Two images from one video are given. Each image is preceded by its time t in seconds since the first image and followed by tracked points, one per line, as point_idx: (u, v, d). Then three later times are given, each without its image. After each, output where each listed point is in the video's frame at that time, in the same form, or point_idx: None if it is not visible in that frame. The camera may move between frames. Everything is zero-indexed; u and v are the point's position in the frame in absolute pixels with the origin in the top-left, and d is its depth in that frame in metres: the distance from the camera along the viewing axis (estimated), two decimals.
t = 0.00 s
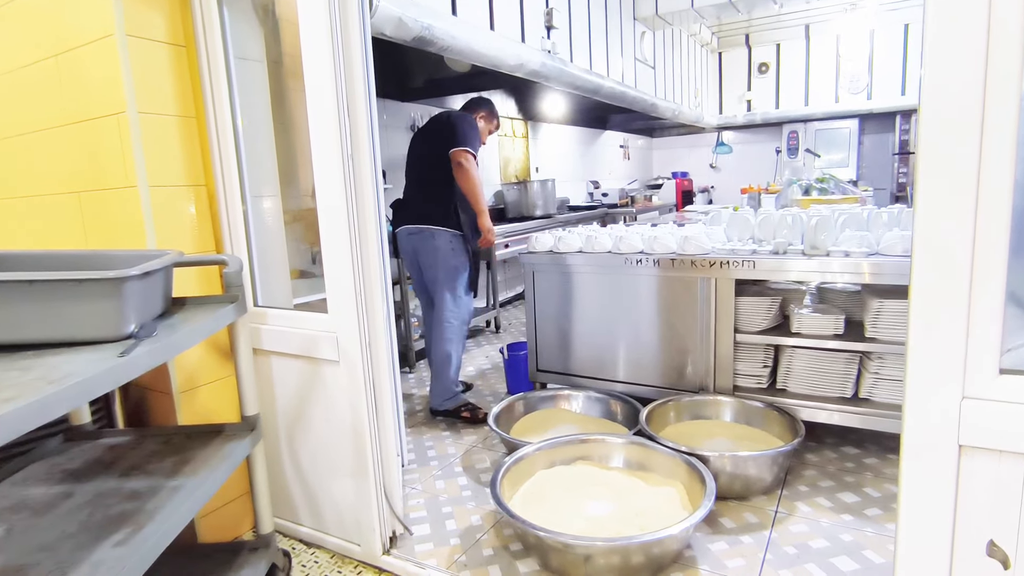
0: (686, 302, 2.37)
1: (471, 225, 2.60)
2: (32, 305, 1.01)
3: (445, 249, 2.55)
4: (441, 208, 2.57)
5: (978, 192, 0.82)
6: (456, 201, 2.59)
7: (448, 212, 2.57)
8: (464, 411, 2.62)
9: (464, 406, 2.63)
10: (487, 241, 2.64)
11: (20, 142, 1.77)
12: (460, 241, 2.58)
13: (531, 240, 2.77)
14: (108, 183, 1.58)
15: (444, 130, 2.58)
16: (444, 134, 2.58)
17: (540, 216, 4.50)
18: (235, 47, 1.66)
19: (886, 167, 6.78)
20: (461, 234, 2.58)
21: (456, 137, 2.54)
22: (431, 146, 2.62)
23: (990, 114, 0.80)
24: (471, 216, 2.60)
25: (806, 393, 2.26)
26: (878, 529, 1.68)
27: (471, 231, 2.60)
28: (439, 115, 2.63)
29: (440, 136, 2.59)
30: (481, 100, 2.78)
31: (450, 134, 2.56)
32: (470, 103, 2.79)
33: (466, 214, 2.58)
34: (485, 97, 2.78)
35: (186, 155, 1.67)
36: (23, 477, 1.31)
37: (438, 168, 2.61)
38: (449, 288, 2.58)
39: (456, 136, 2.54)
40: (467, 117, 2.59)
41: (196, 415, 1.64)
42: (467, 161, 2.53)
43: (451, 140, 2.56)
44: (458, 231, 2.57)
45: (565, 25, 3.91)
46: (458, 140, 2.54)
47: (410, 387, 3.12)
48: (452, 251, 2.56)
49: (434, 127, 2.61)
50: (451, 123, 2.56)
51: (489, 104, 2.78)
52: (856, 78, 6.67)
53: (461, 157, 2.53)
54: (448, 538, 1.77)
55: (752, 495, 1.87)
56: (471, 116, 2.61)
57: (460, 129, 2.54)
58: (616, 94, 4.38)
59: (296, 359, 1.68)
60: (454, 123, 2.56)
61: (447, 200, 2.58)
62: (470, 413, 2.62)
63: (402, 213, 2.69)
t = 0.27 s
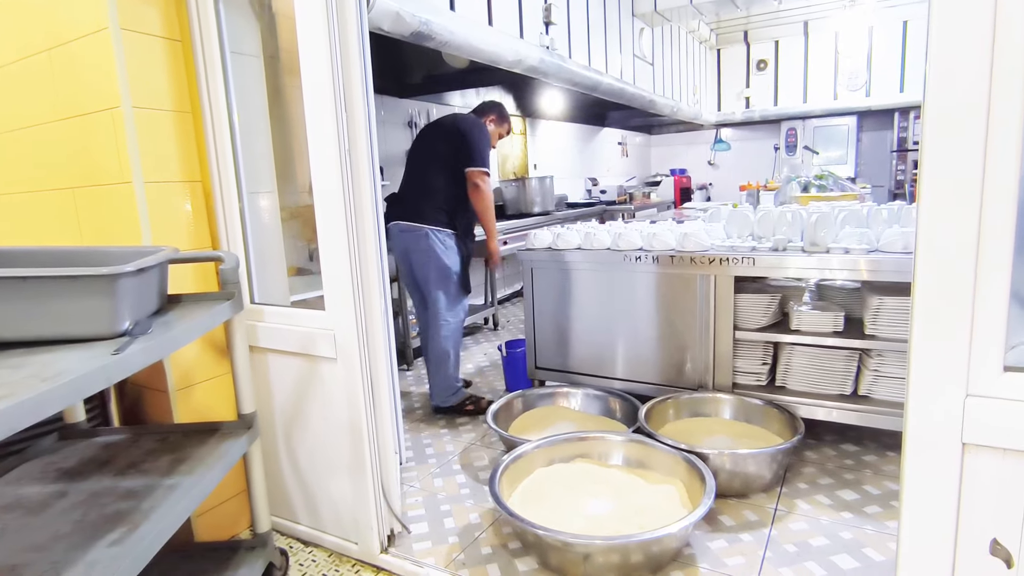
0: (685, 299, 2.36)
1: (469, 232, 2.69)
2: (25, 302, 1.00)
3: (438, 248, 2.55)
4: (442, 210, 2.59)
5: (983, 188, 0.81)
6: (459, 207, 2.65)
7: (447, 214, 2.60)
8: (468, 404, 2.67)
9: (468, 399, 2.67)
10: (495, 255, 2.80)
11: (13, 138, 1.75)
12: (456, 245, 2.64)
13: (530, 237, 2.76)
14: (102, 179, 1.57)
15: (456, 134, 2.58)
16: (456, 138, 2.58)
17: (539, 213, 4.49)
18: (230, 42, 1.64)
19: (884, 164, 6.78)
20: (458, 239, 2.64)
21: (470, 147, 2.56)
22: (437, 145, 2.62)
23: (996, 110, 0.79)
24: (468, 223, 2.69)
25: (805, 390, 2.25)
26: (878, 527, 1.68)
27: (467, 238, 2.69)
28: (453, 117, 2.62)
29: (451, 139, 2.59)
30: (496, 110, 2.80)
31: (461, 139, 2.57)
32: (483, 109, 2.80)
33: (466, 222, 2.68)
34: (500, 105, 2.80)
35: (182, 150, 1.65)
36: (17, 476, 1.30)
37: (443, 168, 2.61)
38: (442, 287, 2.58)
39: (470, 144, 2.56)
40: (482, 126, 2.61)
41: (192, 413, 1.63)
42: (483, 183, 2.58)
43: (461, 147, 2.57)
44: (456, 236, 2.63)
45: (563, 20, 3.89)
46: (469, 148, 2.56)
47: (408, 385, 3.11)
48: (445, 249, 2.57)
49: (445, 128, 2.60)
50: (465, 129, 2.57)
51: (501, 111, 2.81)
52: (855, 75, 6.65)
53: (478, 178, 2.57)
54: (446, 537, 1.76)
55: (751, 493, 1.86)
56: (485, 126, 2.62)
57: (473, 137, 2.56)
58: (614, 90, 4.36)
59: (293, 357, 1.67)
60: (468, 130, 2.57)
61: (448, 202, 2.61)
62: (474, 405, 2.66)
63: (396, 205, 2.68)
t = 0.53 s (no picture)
0: (685, 296, 2.35)
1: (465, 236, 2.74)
2: (17, 298, 0.98)
3: (436, 252, 2.56)
4: (446, 214, 2.60)
5: (990, 183, 0.80)
6: (462, 215, 2.68)
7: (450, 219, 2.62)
8: (480, 399, 2.73)
9: (480, 394, 2.74)
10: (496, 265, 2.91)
11: (6, 132, 1.73)
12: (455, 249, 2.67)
13: (529, 234, 2.75)
14: (97, 174, 1.55)
15: (477, 147, 2.57)
16: (476, 150, 2.58)
17: (537, 210, 4.47)
18: (226, 36, 1.62)
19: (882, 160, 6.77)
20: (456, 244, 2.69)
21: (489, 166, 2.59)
22: (452, 149, 2.59)
23: (1003, 104, 0.78)
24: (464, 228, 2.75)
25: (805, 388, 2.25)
26: (879, 525, 1.67)
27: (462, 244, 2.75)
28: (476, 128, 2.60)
29: (470, 150, 2.58)
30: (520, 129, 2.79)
31: (479, 153, 2.57)
32: (504, 124, 2.78)
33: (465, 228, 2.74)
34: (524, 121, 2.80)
35: (177, 145, 1.64)
36: (10, 475, 1.29)
37: (455, 173, 2.59)
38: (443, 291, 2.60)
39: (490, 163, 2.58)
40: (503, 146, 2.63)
41: (189, 410, 1.62)
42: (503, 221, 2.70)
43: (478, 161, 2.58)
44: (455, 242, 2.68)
45: (562, 16, 3.87)
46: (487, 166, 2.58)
47: (406, 382, 3.10)
48: (444, 253, 2.58)
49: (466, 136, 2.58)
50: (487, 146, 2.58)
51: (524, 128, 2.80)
52: (854, 71, 6.62)
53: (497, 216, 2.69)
54: (445, 535, 1.75)
55: (751, 491, 1.85)
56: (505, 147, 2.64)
57: (493, 156, 2.58)
58: (613, 87, 4.34)
59: (291, 354, 1.65)
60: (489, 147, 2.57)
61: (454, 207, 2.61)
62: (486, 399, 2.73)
63: (396, 196, 2.64)
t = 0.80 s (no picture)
0: (685, 292, 2.33)
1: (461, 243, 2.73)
2: (9, 294, 0.96)
3: (439, 253, 2.56)
4: (445, 221, 2.59)
5: (1001, 177, 0.78)
6: (461, 224, 2.67)
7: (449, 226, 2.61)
8: (480, 395, 2.72)
9: (480, 391, 2.73)
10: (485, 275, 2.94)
11: None
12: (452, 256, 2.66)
13: (529, 230, 2.72)
14: (92, 169, 1.53)
15: (488, 163, 2.55)
16: (485, 165, 2.56)
17: (537, 206, 4.45)
18: (223, 29, 1.60)
19: (882, 157, 6.73)
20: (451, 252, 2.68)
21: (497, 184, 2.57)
22: (460, 159, 2.57)
23: (1014, 96, 0.76)
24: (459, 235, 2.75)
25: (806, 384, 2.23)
26: (881, 522, 1.66)
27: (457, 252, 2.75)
28: (488, 145, 2.58)
29: (481, 165, 2.56)
30: (536, 151, 2.78)
31: (487, 168, 2.56)
32: (520, 143, 2.76)
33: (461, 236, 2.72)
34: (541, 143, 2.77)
35: (173, 140, 1.62)
36: (4, 473, 1.27)
37: (459, 182, 2.58)
38: (447, 291, 2.60)
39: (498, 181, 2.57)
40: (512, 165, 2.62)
41: (186, 407, 1.60)
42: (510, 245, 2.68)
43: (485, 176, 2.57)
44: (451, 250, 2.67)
45: (562, 11, 3.84)
46: (493, 183, 2.57)
47: (405, 379, 3.08)
48: (447, 255, 2.58)
49: (476, 150, 2.56)
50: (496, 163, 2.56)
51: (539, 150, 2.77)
52: (855, 67, 6.59)
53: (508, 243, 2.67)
54: (445, 532, 1.74)
55: (752, 488, 1.84)
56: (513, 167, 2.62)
57: (500, 173, 2.56)
58: (613, 82, 4.31)
59: (289, 351, 1.64)
60: (498, 164, 2.56)
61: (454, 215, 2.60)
62: (486, 396, 2.72)
63: (397, 195, 2.62)
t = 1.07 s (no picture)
0: (687, 288, 2.32)
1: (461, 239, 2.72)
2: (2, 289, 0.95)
3: (437, 249, 2.54)
4: (443, 217, 2.57)
5: (1013, 170, 0.76)
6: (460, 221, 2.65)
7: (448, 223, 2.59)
8: (481, 392, 2.71)
9: (481, 388, 2.71)
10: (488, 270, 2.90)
11: None
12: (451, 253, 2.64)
13: (530, 226, 2.71)
14: (88, 163, 1.51)
15: (487, 158, 2.53)
16: (484, 161, 2.53)
17: (537, 203, 4.43)
18: (220, 21, 1.58)
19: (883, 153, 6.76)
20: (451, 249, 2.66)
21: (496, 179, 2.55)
22: (459, 155, 2.55)
23: None
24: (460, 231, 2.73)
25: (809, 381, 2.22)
26: (885, 520, 1.65)
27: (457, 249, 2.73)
28: (488, 140, 2.56)
29: (480, 160, 2.53)
30: (535, 140, 2.74)
31: (486, 162, 2.53)
32: (519, 133, 2.73)
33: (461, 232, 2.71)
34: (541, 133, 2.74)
35: (170, 133, 1.60)
36: None
37: (458, 177, 2.56)
38: (445, 287, 2.58)
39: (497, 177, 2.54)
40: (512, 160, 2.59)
41: (184, 405, 1.59)
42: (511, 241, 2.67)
43: (484, 172, 2.54)
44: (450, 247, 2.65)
45: (563, 6, 3.81)
46: (493, 179, 2.54)
47: (404, 375, 3.07)
48: (445, 251, 2.55)
49: (475, 146, 2.54)
50: (495, 158, 2.54)
51: (539, 139, 2.74)
52: (856, 64, 6.55)
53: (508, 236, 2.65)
54: (445, 530, 1.72)
55: (755, 486, 1.83)
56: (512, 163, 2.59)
57: (499, 168, 2.53)
58: (613, 78, 4.29)
59: (288, 347, 1.62)
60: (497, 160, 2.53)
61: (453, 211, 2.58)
62: (486, 393, 2.71)
63: (395, 190, 2.61)
